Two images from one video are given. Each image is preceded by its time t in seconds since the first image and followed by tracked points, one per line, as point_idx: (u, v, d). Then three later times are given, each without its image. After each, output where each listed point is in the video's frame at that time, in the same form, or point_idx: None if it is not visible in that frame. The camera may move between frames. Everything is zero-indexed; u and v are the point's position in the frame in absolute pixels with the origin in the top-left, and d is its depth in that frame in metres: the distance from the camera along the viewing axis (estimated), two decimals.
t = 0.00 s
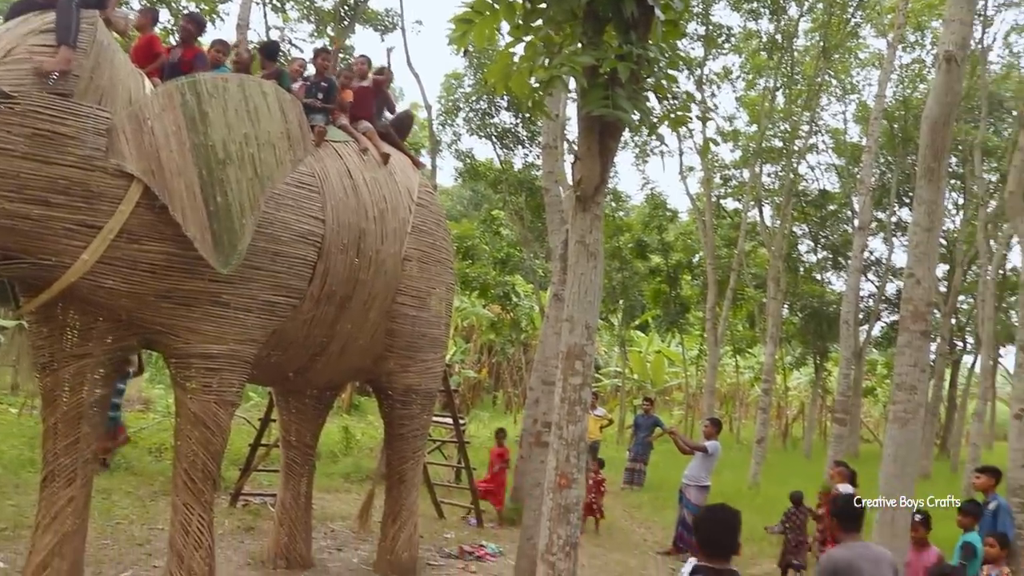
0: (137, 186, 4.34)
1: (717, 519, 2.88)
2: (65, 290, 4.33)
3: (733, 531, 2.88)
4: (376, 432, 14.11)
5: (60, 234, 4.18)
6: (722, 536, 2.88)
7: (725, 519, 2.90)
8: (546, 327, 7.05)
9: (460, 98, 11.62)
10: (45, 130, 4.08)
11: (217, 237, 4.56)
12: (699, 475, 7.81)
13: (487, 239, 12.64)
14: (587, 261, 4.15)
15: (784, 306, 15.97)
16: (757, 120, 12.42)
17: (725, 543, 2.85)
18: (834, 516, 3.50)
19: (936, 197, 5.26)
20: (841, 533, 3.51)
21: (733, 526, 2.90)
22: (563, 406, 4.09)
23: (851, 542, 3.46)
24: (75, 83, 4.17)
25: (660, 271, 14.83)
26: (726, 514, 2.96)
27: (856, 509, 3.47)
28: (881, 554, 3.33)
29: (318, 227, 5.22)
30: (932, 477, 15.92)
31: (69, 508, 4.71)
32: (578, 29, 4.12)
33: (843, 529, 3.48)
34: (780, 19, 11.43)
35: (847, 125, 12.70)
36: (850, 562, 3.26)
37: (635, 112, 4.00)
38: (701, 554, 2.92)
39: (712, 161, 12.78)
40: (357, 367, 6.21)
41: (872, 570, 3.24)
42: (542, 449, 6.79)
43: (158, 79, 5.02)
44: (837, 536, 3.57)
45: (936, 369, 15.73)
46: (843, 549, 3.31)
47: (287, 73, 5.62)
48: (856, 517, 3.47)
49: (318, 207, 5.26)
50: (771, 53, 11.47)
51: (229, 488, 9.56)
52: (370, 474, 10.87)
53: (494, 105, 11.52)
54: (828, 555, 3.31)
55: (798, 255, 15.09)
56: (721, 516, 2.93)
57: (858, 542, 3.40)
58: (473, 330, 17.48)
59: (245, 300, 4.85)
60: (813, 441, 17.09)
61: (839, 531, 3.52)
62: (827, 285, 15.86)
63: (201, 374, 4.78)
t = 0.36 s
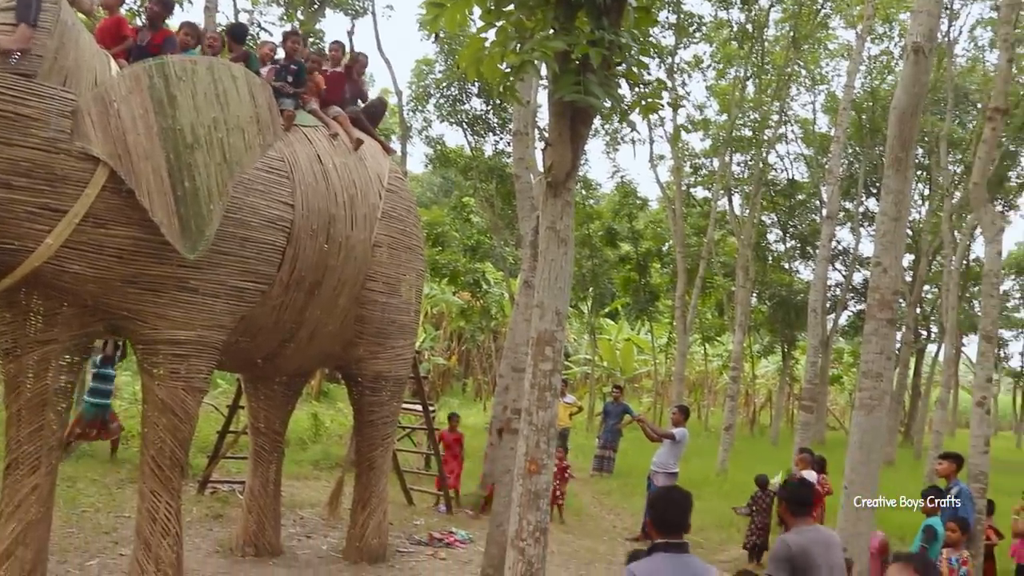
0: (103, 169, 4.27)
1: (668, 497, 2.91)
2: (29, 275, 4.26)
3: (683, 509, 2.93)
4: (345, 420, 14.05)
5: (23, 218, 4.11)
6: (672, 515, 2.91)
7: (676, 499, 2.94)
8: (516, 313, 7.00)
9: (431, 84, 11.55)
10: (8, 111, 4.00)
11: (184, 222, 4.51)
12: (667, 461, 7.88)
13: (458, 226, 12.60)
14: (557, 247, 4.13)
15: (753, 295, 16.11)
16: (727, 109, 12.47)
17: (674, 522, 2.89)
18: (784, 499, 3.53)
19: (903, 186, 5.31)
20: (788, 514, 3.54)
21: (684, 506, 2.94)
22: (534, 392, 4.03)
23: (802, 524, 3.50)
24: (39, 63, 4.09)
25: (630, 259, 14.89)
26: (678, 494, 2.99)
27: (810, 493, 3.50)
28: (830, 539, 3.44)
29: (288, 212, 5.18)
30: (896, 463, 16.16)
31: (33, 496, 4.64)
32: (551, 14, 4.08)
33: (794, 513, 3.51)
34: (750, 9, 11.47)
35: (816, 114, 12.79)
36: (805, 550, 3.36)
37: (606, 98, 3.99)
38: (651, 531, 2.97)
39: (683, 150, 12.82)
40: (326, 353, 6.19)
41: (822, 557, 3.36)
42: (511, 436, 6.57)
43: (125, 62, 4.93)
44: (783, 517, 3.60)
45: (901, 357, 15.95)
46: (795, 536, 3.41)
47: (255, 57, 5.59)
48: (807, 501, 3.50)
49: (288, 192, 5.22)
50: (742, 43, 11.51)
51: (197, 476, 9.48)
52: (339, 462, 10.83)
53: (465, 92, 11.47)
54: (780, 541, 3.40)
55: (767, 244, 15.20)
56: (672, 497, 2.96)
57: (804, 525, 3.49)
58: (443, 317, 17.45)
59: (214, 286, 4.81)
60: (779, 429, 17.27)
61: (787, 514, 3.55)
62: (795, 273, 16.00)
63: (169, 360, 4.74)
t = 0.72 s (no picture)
0: (73, 156, 4.21)
1: (634, 471, 3.01)
2: None
3: (649, 482, 3.03)
4: (320, 410, 14.00)
5: None
6: (638, 489, 3.01)
7: (642, 474, 3.02)
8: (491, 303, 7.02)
9: (407, 73, 11.50)
10: None
11: (156, 211, 4.46)
12: (641, 450, 7.91)
13: (433, 216, 12.57)
14: (533, 236, 4.09)
15: (727, 285, 16.21)
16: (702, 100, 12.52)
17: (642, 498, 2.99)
18: (758, 485, 3.51)
19: (876, 177, 5.35)
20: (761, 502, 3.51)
21: (649, 480, 3.02)
22: (508, 380, 4.01)
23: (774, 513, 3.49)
24: (6, 48, 4.01)
25: (605, 249, 14.92)
26: (645, 467, 3.08)
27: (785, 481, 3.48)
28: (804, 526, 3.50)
29: (261, 201, 5.15)
30: (867, 451, 16.36)
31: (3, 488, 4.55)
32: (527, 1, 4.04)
33: (767, 501, 3.49)
34: None
35: (790, 106, 12.87)
36: (777, 539, 3.39)
37: (581, 88, 3.97)
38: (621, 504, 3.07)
39: (658, 140, 12.86)
40: (300, 343, 6.16)
41: (795, 543, 3.40)
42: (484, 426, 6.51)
43: (94, 48, 4.85)
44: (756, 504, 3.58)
45: (873, 347, 16.13)
46: (769, 524, 3.42)
47: (229, 44, 5.51)
48: (780, 488, 3.48)
49: (262, 180, 5.19)
50: (717, 33, 11.55)
51: (170, 467, 9.42)
52: (314, 452, 10.80)
53: (441, 82, 11.43)
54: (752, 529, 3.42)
55: (741, 235, 15.30)
56: (639, 470, 3.05)
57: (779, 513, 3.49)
58: (418, 307, 17.42)
59: (186, 275, 4.77)
60: (752, 418, 17.41)
61: (760, 502, 3.53)
62: (769, 264, 16.12)
63: (141, 350, 4.69)
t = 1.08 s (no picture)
0: (43, 144, 4.17)
1: (575, 453, 3.09)
2: None
3: (594, 462, 3.13)
4: (295, 400, 13.94)
5: None
6: (581, 470, 3.10)
7: (582, 454, 3.11)
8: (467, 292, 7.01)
9: (382, 62, 11.44)
10: None
11: (129, 199, 4.42)
12: (616, 439, 7.95)
13: (408, 206, 12.53)
14: (507, 224, 4.05)
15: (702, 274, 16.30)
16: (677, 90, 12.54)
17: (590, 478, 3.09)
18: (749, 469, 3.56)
19: (850, 167, 5.39)
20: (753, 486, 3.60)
21: (590, 458, 3.12)
22: (483, 368, 3.96)
23: (762, 498, 3.56)
24: None
25: (581, 238, 14.95)
26: (584, 446, 3.16)
27: (774, 467, 3.51)
28: (789, 513, 3.50)
29: (235, 189, 5.10)
30: (840, 439, 16.55)
31: None
32: None
33: (756, 483, 3.55)
34: None
35: (765, 96, 12.93)
36: (751, 522, 3.47)
37: (556, 75, 3.97)
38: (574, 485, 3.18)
39: (634, 130, 12.88)
40: (275, 333, 6.13)
41: (769, 530, 3.45)
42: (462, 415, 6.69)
43: (63, 33, 4.79)
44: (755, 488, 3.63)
45: (846, 336, 16.29)
46: (747, 507, 3.50)
47: (203, 31, 5.47)
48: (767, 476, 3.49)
49: (235, 168, 5.15)
50: (693, 24, 11.57)
51: (144, 458, 9.34)
52: (289, 442, 10.76)
53: (416, 70, 11.38)
54: (727, 508, 3.53)
55: (716, 224, 15.38)
56: (579, 451, 3.13)
57: (768, 499, 3.54)
58: (393, 296, 17.36)
59: (160, 264, 4.73)
60: (727, 406, 17.53)
61: (754, 484, 3.60)
62: (744, 254, 16.22)
63: (115, 340, 4.65)
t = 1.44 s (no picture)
0: (7, 134, 4.13)
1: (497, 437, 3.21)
2: None
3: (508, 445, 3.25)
4: (267, 392, 13.87)
5: None
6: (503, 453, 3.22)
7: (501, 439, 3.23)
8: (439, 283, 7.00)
9: (353, 52, 11.37)
10: None
11: (96, 190, 4.38)
12: (590, 429, 7.97)
13: (380, 196, 12.48)
14: (478, 214, 4.05)
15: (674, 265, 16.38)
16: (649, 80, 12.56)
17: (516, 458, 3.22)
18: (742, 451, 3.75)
19: (818, 157, 5.44)
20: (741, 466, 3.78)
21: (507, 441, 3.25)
22: (454, 358, 3.94)
23: (748, 478, 3.75)
24: None
25: (554, 229, 14.97)
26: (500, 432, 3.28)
27: (762, 452, 3.69)
28: (771, 496, 3.68)
29: (205, 180, 5.07)
30: (810, 427, 16.74)
31: None
32: None
33: (745, 464, 3.74)
34: None
35: (736, 87, 13.00)
36: (732, 499, 3.67)
37: (526, 65, 3.95)
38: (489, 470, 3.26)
39: (606, 120, 12.90)
40: (247, 325, 6.10)
41: (748, 510, 3.63)
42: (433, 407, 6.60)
43: (29, 21, 4.66)
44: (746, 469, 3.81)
45: (816, 325, 16.45)
46: (732, 485, 3.71)
47: (170, 21, 5.39)
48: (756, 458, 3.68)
49: (205, 158, 5.11)
50: (665, 15, 11.60)
51: (114, 451, 9.25)
52: (262, 435, 10.70)
53: (388, 60, 11.32)
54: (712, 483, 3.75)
55: (688, 215, 15.46)
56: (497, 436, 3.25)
57: (754, 480, 3.73)
58: (366, 288, 17.29)
59: (128, 256, 4.69)
60: (699, 396, 17.65)
61: (745, 465, 3.79)
62: (715, 244, 16.33)
63: (83, 333, 4.60)
